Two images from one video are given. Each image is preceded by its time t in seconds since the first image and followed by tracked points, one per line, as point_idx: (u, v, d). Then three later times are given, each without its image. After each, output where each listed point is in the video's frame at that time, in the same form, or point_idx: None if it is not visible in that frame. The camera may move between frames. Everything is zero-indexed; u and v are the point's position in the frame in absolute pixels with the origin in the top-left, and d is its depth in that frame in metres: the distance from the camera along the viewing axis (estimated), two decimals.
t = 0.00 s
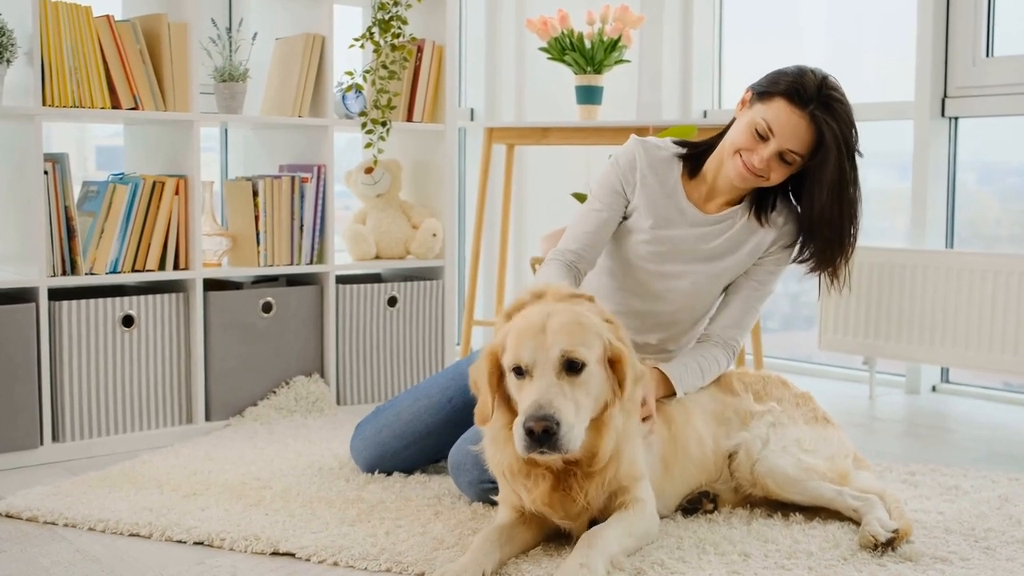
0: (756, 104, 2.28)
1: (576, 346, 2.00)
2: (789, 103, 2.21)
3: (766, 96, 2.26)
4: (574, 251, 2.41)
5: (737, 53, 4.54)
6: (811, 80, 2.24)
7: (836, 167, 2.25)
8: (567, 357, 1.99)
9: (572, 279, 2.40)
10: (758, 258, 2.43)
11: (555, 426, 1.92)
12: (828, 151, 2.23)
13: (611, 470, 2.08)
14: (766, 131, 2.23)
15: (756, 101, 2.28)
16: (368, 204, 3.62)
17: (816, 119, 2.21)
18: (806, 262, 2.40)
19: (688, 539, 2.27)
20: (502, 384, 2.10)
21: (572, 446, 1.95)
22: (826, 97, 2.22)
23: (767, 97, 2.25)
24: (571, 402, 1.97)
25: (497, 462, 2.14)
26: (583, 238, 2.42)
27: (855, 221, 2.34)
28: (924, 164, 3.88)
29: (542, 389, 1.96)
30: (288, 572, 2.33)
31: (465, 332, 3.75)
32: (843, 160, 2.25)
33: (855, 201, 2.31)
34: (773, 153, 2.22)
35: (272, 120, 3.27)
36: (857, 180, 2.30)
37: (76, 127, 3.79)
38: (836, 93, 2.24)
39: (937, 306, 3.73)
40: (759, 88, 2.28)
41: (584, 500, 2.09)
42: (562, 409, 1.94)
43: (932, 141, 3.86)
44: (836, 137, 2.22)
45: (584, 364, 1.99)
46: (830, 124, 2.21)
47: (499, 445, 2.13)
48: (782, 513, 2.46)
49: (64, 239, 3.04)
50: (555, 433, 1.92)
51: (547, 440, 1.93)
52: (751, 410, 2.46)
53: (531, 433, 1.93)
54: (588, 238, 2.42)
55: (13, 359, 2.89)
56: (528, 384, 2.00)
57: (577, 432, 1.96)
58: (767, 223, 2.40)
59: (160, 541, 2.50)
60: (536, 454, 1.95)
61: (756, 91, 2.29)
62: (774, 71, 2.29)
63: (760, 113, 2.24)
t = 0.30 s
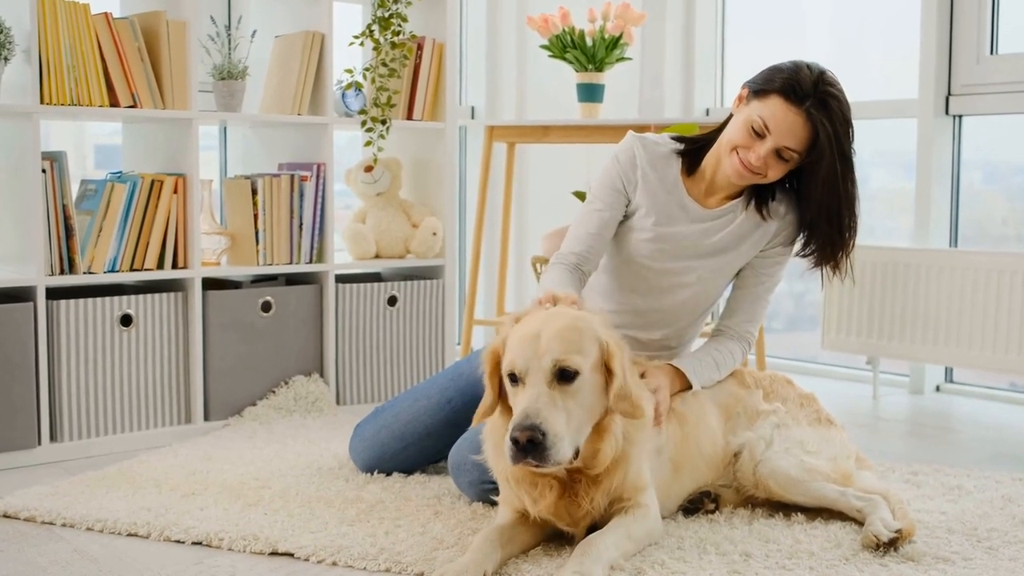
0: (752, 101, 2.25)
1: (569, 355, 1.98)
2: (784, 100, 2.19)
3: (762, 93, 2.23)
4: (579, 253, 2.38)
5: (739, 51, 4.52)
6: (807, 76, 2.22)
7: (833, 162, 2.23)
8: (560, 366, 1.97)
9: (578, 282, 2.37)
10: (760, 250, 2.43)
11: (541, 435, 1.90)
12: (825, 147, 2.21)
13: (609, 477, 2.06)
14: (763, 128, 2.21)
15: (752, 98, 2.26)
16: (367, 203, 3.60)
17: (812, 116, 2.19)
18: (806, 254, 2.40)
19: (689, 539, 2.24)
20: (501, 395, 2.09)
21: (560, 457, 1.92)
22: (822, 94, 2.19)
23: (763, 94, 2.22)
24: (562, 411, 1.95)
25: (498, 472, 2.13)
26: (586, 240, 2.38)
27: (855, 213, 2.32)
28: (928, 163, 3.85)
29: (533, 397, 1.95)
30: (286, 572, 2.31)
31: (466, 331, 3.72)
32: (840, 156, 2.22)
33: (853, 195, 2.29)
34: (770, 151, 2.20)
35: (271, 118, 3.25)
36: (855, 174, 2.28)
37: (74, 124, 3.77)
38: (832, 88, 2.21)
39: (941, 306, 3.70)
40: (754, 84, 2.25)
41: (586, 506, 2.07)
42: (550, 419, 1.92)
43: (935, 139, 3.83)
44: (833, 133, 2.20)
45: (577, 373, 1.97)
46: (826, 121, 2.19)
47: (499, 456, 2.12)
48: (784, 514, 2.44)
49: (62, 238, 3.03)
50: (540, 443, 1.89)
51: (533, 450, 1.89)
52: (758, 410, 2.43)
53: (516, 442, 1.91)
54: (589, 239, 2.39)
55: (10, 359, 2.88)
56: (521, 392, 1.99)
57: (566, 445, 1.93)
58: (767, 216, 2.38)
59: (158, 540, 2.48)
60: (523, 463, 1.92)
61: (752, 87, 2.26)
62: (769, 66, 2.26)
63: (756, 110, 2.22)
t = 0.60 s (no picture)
0: (752, 96, 2.24)
1: (565, 345, 1.97)
2: (786, 93, 2.17)
3: (763, 88, 2.21)
4: (565, 251, 2.41)
5: (743, 49, 4.49)
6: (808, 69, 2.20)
7: (836, 155, 2.21)
8: (555, 356, 1.95)
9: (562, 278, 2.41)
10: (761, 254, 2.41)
11: (534, 422, 1.88)
12: (828, 139, 2.19)
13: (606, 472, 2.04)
14: (764, 122, 2.19)
15: (752, 93, 2.24)
16: (368, 201, 3.57)
17: (815, 107, 2.17)
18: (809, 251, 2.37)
19: (690, 539, 2.22)
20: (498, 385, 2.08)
21: (552, 444, 1.90)
22: (823, 85, 2.18)
23: (763, 89, 2.21)
24: (556, 400, 1.94)
25: (494, 465, 2.11)
26: (574, 239, 2.41)
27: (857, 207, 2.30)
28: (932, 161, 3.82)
29: (528, 386, 1.93)
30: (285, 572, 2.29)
31: (468, 330, 3.70)
32: (843, 148, 2.20)
33: (856, 188, 2.28)
34: (772, 144, 2.18)
35: (270, 117, 3.23)
36: (858, 166, 2.26)
37: (73, 123, 3.75)
38: (834, 80, 2.19)
39: (946, 305, 3.68)
40: (754, 79, 2.23)
41: (583, 505, 2.06)
42: (544, 406, 1.90)
43: (940, 138, 3.81)
44: (836, 124, 2.18)
45: (572, 362, 1.96)
46: (828, 112, 2.17)
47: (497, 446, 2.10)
48: (786, 514, 2.42)
49: (61, 236, 3.01)
50: (533, 429, 1.88)
51: (527, 437, 1.88)
52: (761, 407, 2.41)
53: (509, 428, 1.89)
54: (578, 237, 2.40)
55: (8, 357, 2.86)
56: (516, 381, 1.97)
57: (558, 433, 1.92)
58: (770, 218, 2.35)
59: (156, 540, 2.46)
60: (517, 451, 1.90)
61: (752, 83, 2.25)
62: (769, 62, 2.25)
63: (757, 104, 2.20)
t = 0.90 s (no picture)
0: (758, 92, 2.23)
1: (552, 350, 1.93)
2: (792, 86, 2.16)
3: (769, 83, 2.20)
4: (588, 251, 2.32)
5: (747, 46, 4.46)
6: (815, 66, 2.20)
7: (843, 150, 2.17)
8: (543, 362, 1.92)
9: (587, 281, 2.30)
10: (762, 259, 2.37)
11: (523, 429, 1.85)
12: (835, 132, 2.16)
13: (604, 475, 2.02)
14: (770, 116, 2.17)
15: (758, 89, 2.23)
16: (369, 198, 3.54)
17: (821, 101, 2.15)
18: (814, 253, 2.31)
19: (695, 539, 2.19)
20: (490, 394, 2.05)
21: (545, 451, 1.87)
22: (829, 80, 2.17)
23: (770, 84, 2.20)
24: (547, 406, 1.91)
25: (495, 470, 2.08)
26: (595, 238, 2.32)
27: (863, 207, 2.26)
28: (939, 159, 3.79)
29: (516, 394, 1.90)
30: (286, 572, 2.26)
31: (469, 329, 3.67)
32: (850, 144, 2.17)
33: (861, 186, 2.23)
34: (778, 138, 2.15)
35: (272, 113, 3.20)
36: (863, 167, 2.23)
37: (72, 120, 3.74)
38: (840, 77, 2.19)
39: (953, 304, 3.65)
40: (759, 75, 2.22)
41: (580, 506, 2.03)
42: (534, 413, 1.88)
43: (946, 135, 3.78)
44: (842, 118, 2.16)
45: (561, 367, 1.93)
46: (834, 106, 2.15)
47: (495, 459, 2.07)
48: (792, 514, 2.38)
49: (60, 234, 2.99)
50: (523, 437, 1.85)
51: (517, 445, 1.85)
52: (761, 411, 2.38)
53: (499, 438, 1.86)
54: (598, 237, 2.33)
55: (8, 356, 2.83)
56: (506, 389, 1.95)
57: (550, 438, 1.89)
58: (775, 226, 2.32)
59: (156, 540, 2.43)
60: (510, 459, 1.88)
61: (757, 80, 2.23)
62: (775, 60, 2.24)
63: (763, 99, 2.19)
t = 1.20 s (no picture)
0: (759, 86, 2.21)
1: (547, 345, 1.93)
2: (793, 78, 2.14)
3: (770, 76, 2.18)
4: (573, 252, 2.35)
5: (749, 43, 4.43)
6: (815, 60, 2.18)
7: (846, 143, 2.15)
8: (538, 356, 1.92)
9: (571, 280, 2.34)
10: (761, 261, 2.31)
11: (515, 421, 1.84)
12: (838, 124, 2.13)
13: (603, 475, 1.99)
14: (772, 108, 2.15)
15: (758, 83, 2.21)
16: (368, 197, 3.51)
17: (823, 92, 2.13)
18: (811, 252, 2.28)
19: (696, 540, 2.16)
20: (483, 390, 2.07)
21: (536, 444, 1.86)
22: (830, 72, 2.15)
23: (770, 77, 2.18)
24: (541, 400, 1.89)
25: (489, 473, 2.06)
26: (581, 239, 2.35)
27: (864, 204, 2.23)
28: (942, 156, 3.76)
29: (510, 387, 1.90)
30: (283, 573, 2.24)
31: (469, 329, 3.64)
32: (852, 137, 2.14)
33: (863, 183, 2.21)
34: (780, 130, 2.13)
35: (268, 110, 3.18)
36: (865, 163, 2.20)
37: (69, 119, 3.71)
38: (841, 70, 2.17)
39: (957, 303, 3.62)
40: (760, 69, 2.20)
41: (577, 512, 2.01)
42: (526, 405, 1.87)
43: (950, 132, 3.74)
44: (844, 110, 2.13)
45: (556, 361, 1.92)
46: (836, 97, 2.13)
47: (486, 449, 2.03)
48: (793, 514, 2.36)
49: (56, 232, 2.96)
50: (514, 429, 1.84)
51: (508, 436, 1.84)
52: (764, 412, 2.34)
53: (490, 430, 1.85)
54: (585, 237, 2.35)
55: (3, 355, 2.81)
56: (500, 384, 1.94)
57: (542, 431, 1.87)
58: (777, 228, 2.28)
59: (152, 541, 2.41)
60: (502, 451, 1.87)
61: (757, 74, 2.21)
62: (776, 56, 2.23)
63: (765, 92, 2.17)
